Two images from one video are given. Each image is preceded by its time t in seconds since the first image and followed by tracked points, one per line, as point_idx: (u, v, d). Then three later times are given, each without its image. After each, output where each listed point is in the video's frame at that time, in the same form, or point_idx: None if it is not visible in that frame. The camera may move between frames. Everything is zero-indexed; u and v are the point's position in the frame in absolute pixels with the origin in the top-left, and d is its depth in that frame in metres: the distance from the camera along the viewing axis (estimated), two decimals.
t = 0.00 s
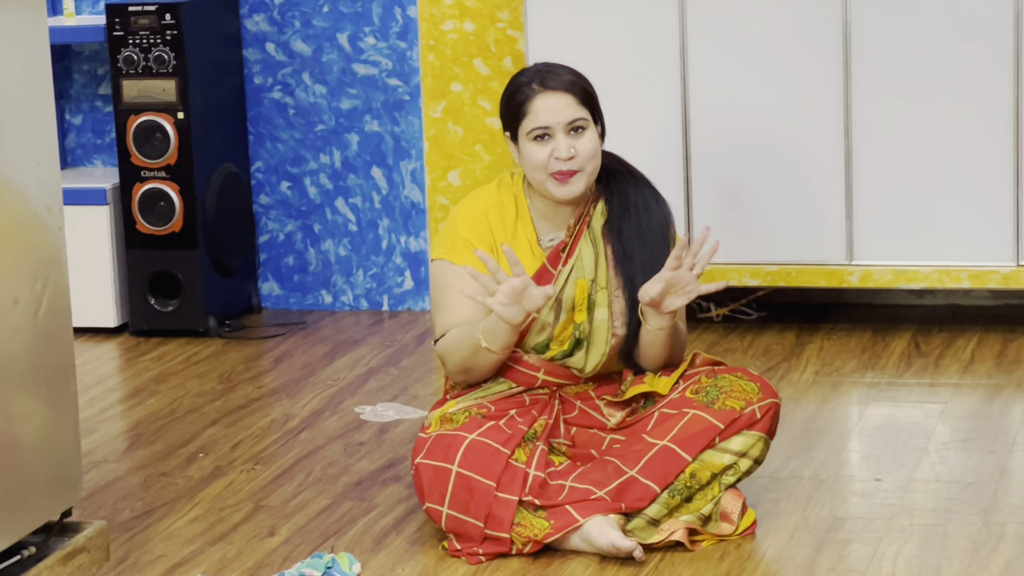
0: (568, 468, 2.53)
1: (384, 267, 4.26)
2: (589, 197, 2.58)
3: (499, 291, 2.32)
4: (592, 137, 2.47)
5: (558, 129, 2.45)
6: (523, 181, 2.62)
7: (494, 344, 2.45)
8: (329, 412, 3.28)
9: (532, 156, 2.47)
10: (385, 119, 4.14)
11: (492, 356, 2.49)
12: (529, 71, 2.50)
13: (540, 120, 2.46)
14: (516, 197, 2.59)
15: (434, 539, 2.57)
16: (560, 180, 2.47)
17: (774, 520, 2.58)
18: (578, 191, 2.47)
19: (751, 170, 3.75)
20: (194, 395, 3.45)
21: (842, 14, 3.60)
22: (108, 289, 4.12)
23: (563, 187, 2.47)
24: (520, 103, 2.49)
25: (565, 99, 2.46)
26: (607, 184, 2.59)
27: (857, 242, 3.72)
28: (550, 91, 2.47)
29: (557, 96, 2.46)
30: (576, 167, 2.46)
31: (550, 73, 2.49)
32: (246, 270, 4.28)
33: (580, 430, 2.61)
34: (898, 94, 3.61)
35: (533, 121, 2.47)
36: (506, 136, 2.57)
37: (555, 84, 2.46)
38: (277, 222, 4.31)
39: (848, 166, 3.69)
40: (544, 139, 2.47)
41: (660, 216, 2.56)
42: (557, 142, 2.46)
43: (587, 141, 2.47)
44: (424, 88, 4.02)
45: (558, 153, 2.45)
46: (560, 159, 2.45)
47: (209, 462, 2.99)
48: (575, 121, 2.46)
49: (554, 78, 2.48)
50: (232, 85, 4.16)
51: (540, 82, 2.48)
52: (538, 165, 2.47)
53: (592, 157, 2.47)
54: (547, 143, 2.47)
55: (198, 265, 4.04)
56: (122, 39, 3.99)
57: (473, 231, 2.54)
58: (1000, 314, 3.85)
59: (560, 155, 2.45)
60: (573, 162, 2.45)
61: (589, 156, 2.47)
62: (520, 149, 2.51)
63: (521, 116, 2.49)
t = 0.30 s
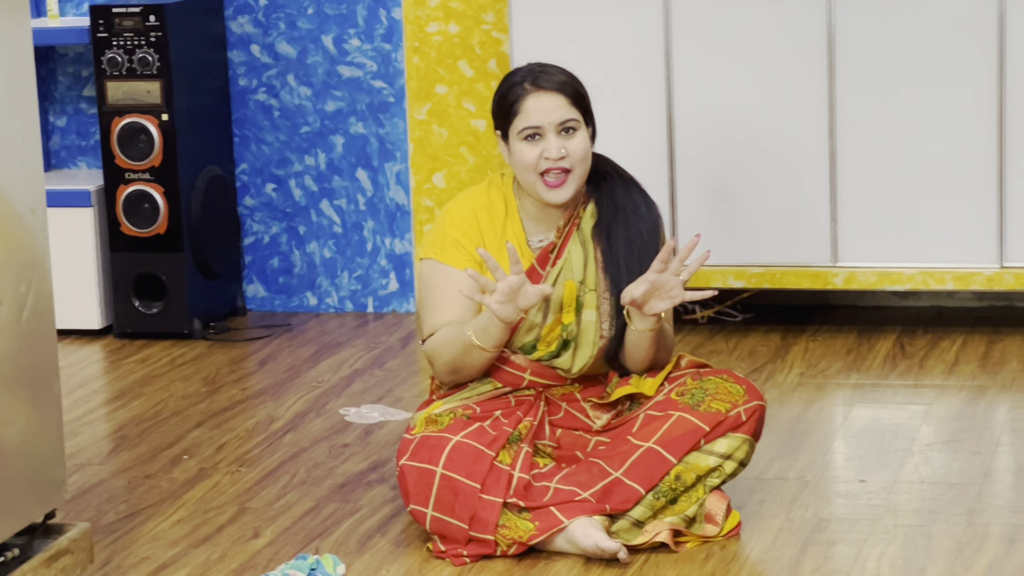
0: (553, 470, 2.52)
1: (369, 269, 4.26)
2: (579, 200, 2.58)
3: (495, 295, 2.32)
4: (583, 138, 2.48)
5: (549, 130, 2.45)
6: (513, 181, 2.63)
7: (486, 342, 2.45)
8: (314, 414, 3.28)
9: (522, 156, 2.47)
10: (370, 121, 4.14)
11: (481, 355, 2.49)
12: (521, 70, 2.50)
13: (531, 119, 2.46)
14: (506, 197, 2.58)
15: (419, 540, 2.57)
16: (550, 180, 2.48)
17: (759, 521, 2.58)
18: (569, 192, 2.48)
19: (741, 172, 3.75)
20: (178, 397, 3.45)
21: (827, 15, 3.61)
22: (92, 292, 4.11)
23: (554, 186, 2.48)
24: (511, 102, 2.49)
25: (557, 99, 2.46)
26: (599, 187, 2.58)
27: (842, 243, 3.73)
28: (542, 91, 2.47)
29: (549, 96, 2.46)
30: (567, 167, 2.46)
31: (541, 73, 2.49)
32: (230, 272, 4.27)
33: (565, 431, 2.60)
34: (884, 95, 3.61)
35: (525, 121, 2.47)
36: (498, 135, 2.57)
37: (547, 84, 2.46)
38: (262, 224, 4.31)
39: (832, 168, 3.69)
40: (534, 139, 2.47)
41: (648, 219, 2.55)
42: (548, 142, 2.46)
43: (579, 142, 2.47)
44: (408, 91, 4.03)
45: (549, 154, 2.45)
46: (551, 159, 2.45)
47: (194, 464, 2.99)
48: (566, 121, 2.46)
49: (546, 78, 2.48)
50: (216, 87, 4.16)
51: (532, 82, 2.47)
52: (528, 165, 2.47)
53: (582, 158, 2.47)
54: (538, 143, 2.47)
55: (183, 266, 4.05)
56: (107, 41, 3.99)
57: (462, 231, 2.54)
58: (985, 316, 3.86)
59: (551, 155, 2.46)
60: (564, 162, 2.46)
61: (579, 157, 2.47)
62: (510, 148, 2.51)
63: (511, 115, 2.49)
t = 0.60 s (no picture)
0: (541, 469, 2.52)
1: (357, 269, 4.26)
2: (566, 199, 2.59)
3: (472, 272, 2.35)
4: (571, 138, 2.48)
5: (538, 129, 2.46)
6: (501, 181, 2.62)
7: (459, 329, 2.46)
8: (303, 414, 3.29)
9: (510, 155, 2.48)
10: (358, 121, 4.15)
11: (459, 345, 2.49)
12: (510, 71, 2.50)
13: (520, 119, 2.46)
14: (492, 198, 2.58)
15: (408, 539, 2.57)
16: (539, 180, 2.48)
17: (747, 520, 2.59)
18: (558, 192, 2.48)
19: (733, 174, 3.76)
20: (167, 397, 3.45)
21: (814, 16, 3.62)
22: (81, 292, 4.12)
23: (543, 185, 2.48)
24: (500, 103, 2.49)
25: (546, 100, 2.47)
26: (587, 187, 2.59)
27: (830, 243, 3.74)
28: (531, 91, 2.47)
29: (538, 96, 2.47)
30: (555, 167, 2.46)
31: (530, 73, 2.49)
32: (219, 272, 4.28)
33: (553, 431, 2.61)
34: (872, 95, 3.62)
35: (513, 120, 2.47)
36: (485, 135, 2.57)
37: (536, 84, 2.47)
38: (251, 224, 4.32)
39: (820, 168, 3.70)
40: (523, 139, 2.48)
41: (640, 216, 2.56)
42: (536, 142, 2.46)
43: (566, 142, 2.47)
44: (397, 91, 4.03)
45: (537, 153, 2.45)
46: (539, 159, 2.45)
47: (183, 464, 2.99)
48: (555, 122, 2.46)
49: (535, 78, 2.48)
50: (205, 87, 4.16)
51: (521, 83, 2.48)
52: (516, 165, 2.47)
53: (570, 159, 2.48)
54: (526, 143, 2.47)
55: (172, 266, 4.05)
56: (95, 42, 3.99)
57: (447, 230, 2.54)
58: (973, 316, 3.87)
59: (538, 155, 2.46)
60: (552, 163, 2.46)
61: (567, 157, 2.47)
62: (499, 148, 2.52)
63: (500, 115, 2.49)
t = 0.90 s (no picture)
0: (537, 468, 2.52)
1: (353, 268, 4.27)
2: (560, 197, 2.58)
3: (442, 257, 2.38)
4: (566, 136, 2.48)
5: (534, 127, 2.45)
6: (495, 180, 2.62)
7: (442, 315, 2.45)
8: (298, 413, 3.28)
9: (506, 153, 2.47)
10: (353, 120, 4.15)
11: (446, 335, 2.48)
12: (507, 68, 2.49)
13: (516, 117, 2.46)
14: (486, 197, 2.58)
15: (403, 538, 2.57)
16: (535, 178, 2.48)
17: (742, 518, 2.58)
18: (554, 190, 2.48)
19: (729, 173, 3.76)
20: (162, 397, 3.45)
21: (809, 14, 3.62)
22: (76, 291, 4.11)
23: (539, 184, 2.48)
24: (496, 100, 2.48)
25: (543, 97, 2.46)
26: (581, 183, 2.59)
27: (824, 241, 3.74)
28: (526, 89, 2.46)
29: (534, 94, 2.46)
30: (551, 165, 2.46)
31: (527, 71, 2.48)
32: (215, 271, 4.28)
33: (549, 430, 2.60)
34: (867, 93, 3.62)
35: (509, 118, 2.46)
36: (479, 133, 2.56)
37: (533, 82, 2.46)
38: (246, 223, 4.31)
39: (815, 166, 3.70)
40: (519, 137, 2.47)
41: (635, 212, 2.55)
42: (532, 140, 2.46)
43: (562, 140, 2.47)
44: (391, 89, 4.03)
45: (533, 151, 2.45)
46: (536, 157, 2.45)
47: (178, 463, 2.99)
48: (551, 119, 2.46)
49: (532, 76, 2.47)
50: (201, 86, 4.16)
51: (517, 80, 2.47)
52: (512, 162, 2.47)
53: (565, 156, 2.48)
54: (522, 140, 2.47)
55: (167, 265, 4.04)
56: (90, 41, 3.98)
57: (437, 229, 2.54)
58: (968, 314, 3.87)
59: (534, 153, 2.45)
60: (548, 161, 2.46)
61: (563, 155, 2.47)
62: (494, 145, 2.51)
63: (495, 113, 2.49)
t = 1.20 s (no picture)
0: (535, 463, 2.52)
1: (350, 265, 4.27)
2: (558, 194, 2.58)
3: (447, 253, 2.38)
4: (564, 133, 2.48)
5: (532, 124, 2.45)
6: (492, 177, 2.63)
7: (442, 313, 2.45)
8: (296, 409, 3.29)
9: (503, 150, 2.47)
10: (351, 117, 4.15)
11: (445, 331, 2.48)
12: (505, 65, 2.49)
13: (514, 114, 2.45)
14: (484, 195, 2.59)
15: (402, 534, 2.57)
16: (533, 175, 2.48)
17: (740, 513, 2.59)
18: (551, 187, 2.48)
19: (728, 169, 3.76)
20: (161, 393, 3.45)
21: (806, 10, 3.62)
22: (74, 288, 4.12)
23: (535, 181, 2.48)
24: (494, 97, 2.48)
25: (541, 94, 2.46)
26: (580, 180, 2.59)
27: (822, 237, 3.74)
28: (525, 85, 2.46)
29: (533, 91, 2.46)
30: (549, 162, 2.46)
31: (525, 68, 2.48)
32: (213, 268, 4.28)
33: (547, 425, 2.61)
34: (864, 89, 3.63)
35: (507, 114, 2.46)
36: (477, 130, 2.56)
37: (531, 79, 2.46)
38: (244, 219, 4.32)
39: (813, 161, 3.70)
40: (517, 134, 2.47)
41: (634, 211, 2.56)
42: (530, 137, 2.46)
43: (560, 137, 2.47)
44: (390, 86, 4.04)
45: (532, 148, 2.45)
46: (534, 154, 2.45)
47: (176, 459, 2.99)
48: (549, 117, 2.46)
49: (530, 73, 2.47)
50: (198, 82, 4.16)
51: (515, 77, 2.47)
52: (510, 159, 2.47)
53: (564, 154, 2.48)
54: (520, 137, 2.47)
55: (164, 262, 4.04)
56: (88, 38, 3.98)
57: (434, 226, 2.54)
58: (966, 309, 3.87)
59: (533, 150, 2.45)
60: (546, 158, 2.46)
61: (561, 152, 2.47)
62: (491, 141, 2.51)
63: (493, 109, 2.48)
